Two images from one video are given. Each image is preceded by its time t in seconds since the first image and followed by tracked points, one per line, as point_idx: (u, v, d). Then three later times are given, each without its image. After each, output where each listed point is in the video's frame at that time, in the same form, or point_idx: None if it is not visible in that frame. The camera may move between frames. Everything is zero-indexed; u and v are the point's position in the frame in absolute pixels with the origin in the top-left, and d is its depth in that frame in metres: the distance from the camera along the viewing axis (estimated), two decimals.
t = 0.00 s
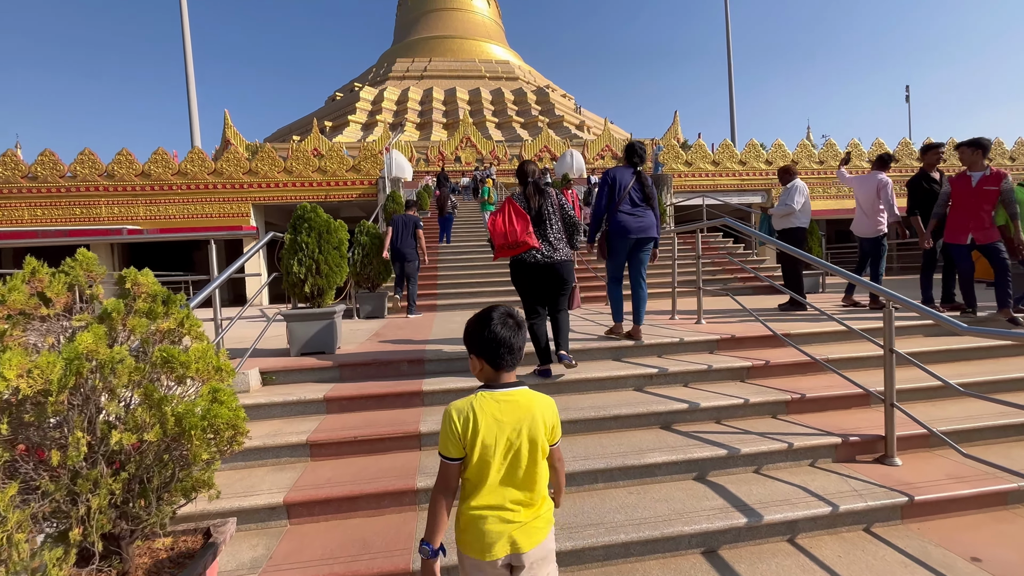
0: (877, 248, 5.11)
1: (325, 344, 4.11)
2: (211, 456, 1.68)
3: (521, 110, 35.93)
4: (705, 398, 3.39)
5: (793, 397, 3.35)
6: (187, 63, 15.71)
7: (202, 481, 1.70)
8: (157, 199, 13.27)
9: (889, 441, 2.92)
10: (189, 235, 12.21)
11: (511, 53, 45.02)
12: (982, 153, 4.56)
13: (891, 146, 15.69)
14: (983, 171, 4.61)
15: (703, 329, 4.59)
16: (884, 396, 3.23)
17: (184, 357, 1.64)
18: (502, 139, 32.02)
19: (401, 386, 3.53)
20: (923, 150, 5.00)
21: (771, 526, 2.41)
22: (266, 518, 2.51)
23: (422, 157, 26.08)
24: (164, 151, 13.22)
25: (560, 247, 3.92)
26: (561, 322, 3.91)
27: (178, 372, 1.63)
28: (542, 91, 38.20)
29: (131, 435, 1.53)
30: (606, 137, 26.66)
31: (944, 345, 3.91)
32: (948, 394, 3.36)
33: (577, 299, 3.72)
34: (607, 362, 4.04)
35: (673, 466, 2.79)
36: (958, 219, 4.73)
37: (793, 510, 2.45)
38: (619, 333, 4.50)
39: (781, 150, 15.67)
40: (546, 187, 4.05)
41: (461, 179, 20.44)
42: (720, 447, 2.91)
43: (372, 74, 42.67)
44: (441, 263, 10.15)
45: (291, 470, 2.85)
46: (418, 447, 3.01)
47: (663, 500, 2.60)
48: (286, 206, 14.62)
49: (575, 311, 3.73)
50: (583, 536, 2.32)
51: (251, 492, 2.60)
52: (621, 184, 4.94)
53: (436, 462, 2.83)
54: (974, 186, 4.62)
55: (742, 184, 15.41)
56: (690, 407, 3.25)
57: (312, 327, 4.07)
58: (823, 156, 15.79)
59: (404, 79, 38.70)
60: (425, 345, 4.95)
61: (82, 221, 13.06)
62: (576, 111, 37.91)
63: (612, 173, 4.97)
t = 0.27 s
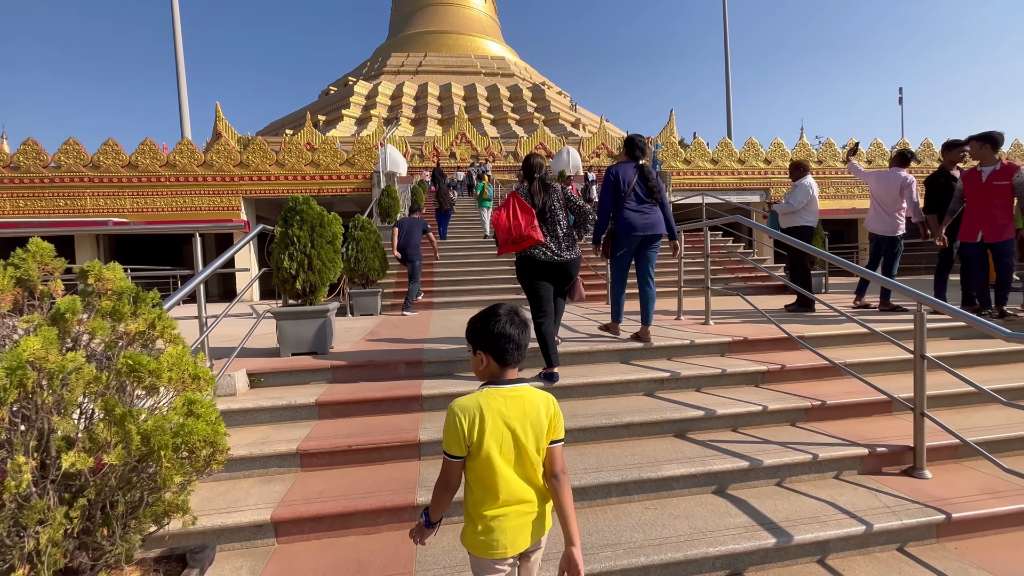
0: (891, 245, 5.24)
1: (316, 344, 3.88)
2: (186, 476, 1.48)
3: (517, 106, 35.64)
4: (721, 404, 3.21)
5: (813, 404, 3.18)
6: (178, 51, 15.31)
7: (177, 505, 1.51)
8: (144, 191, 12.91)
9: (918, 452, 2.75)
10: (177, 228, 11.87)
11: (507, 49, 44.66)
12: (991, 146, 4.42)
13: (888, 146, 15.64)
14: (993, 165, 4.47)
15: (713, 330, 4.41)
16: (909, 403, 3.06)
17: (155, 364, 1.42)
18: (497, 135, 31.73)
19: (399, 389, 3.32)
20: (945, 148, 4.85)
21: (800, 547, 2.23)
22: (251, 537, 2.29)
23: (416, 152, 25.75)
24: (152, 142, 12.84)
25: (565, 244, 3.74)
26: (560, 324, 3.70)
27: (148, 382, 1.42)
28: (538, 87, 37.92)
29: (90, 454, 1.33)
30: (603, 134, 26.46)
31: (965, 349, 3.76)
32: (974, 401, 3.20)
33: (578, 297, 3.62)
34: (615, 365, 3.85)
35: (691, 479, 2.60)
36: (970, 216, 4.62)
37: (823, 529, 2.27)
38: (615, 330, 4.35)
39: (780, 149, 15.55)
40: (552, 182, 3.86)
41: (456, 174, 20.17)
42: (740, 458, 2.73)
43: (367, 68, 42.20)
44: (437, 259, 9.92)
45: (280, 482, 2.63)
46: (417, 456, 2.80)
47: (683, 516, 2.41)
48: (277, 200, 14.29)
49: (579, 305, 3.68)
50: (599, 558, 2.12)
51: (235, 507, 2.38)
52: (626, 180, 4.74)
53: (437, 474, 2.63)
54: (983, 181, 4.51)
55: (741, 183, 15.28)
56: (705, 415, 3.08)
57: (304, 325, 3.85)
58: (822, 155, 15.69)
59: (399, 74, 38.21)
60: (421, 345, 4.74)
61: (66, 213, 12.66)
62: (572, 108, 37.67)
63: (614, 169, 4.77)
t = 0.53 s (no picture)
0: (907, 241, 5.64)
1: (307, 346, 3.67)
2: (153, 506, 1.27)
3: (513, 104, 35.39)
4: (737, 411, 3.04)
5: (834, 411, 3.02)
6: (169, 44, 15.00)
7: (143, 537, 1.30)
8: (133, 186, 12.61)
9: (949, 463, 2.59)
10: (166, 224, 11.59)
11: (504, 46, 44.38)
12: (1005, 141, 4.25)
13: (888, 145, 15.54)
14: (1007, 160, 4.30)
15: (723, 331, 4.24)
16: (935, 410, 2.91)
17: (111, 377, 1.23)
18: (494, 133, 31.49)
19: (396, 394, 3.13)
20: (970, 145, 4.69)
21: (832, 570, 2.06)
22: (235, 559, 2.10)
23: (412, 149, 25.48)
24: (141, 136, 12.53)
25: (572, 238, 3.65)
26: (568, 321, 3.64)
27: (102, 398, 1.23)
28: (535, 85, 37.69)
29: (34, 482, 1.14)
30: (600, 132, 26.28)
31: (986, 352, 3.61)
32: (1003, 407, 3.05)
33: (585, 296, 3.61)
34: (623, 367, 3.68)
35: (711, 492, 2.44)
36: (988, 213, 4.47)
37: (856, 549, 2.10)
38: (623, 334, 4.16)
39: (779, 147, 15.42)
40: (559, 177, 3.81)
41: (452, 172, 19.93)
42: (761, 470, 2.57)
43: (362, 65, 41.79)
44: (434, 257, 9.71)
45: (268, 496, 2.44)
46: (416, 468, 2.61)
47: (704, 535, 2.24)
48: (270, 196, 14.01)
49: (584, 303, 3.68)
50: None
51: (218, 526, 2.19)
52: (621, 177, 4.60)
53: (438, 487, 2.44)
54: (997, 177, 4.35)
55: (740, 182, 15.15)
56: (722, 422, 2.91)
57: (295, 326, 3.64)
58: (821, 154, 15.57)
59: (395, 70, 37.85)
60: (419, 346, 4.54)
61: (52, 208, 12.34)
62: (568, 106, 37.48)
63: (607, 168, 4.62)
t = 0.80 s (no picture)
0: (922, 239, 5.59)
1: (298, 350, 3.47)
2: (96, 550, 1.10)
3: (511, 103, 35.16)
4: (756, 419, 2.86)
5: (859, 418, 2.85)
6: (163, 40, 14.75)
7: None
8: (124, 184, 12.36)
9: (988, 475, 2.41)
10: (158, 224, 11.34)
11: (501, 45, 44.15)
12: None
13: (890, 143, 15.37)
14: None
15: (735, 333, 4.06)
16: (969, 417, 2.73)
17: (46, 401, 1.08)
18: (491, 132, 31.28)
19: (393, 402, 2.93)
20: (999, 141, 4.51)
21: None
22: None
23: (410, 149, 25.24)
24: (132, 133, 12.28)
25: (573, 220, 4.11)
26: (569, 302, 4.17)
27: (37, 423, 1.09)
28: (532, 84, 37.51)
29: None
30: (599, 131, 26.10)
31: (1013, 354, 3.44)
32: None
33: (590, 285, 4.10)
34: (632, 371, 3.49)
35: (733, 510, 2.25)
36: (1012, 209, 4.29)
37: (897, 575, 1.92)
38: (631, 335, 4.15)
39: (781, 145, 15.26)
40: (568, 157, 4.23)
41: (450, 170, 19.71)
42: (786, 484, 2.39)
43: (359, 64, 41.50)
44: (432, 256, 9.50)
45: (253, 516, 2.24)
46: (414, 483, 2.42)
47: (729, 558, 2.06)
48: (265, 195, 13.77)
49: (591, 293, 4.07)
50: None
51: (195, 552, 1.99)
52: (618, 174, 4.48)
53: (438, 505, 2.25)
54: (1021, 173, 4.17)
55: (741, 180, 14.99)
56: (742, 432, 2.73)
57: (285, 329, 3.43)
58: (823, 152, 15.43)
59: (392, 69, 37.60)
60: (417, 349, 4.34)
61: (42, 207, 12.08)
62: (566, 105, 37.29)
63: (602, 167, 4.49)
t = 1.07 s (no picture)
0: (943, 240, 5.39)
1: (289, 360, 3.25)
2: None
3: (511, 103, 34.95)
4: (780, 433, 2.65)
5: (892, 433, 2.63)
6: (159, 41, 14.57)
7: None
8: (119, 186, 12.17)
9: None
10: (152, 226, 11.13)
11: (501, 46, 43.97)
12: None
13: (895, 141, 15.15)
14: None
15: (751, 339, 3.85)
16: (1012, 432, 2.52)
17: None
18: (491, 133, 31.09)
19: (388, 416, 2.72)
20: None
21: None
22: None
23: (409, 150, 25.06)
24: (127, 134, 12.08)
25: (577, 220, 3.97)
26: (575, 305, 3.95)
27: None
28: (532, 85, 37.34)
29: None
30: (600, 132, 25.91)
31: None
32: None
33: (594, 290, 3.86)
34: (644, 381, 3.28)
35: (763, 538, 2.04)
36: None
37: None
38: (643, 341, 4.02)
39: (785, 144, 15.06)
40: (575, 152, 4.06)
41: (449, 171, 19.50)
42: (819, 508, 2.17)
43: (358, 66, 41.32)
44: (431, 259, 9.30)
45: (233, 546, 2.04)
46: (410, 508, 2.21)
47: None
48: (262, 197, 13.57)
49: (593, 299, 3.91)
50: None
51: None
52: (624, 172, 4.30)
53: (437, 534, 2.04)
54: None
55: (745, 180, 14.78)
56: (766, 449, 2.52)
57: (274, 337, 3.22)
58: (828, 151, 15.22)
59: (391, 71, 37.41)
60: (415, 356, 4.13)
61: (34, 209, 11.89)
62: (566, 106, 37.08)
63: (608, 163, 4.26)
